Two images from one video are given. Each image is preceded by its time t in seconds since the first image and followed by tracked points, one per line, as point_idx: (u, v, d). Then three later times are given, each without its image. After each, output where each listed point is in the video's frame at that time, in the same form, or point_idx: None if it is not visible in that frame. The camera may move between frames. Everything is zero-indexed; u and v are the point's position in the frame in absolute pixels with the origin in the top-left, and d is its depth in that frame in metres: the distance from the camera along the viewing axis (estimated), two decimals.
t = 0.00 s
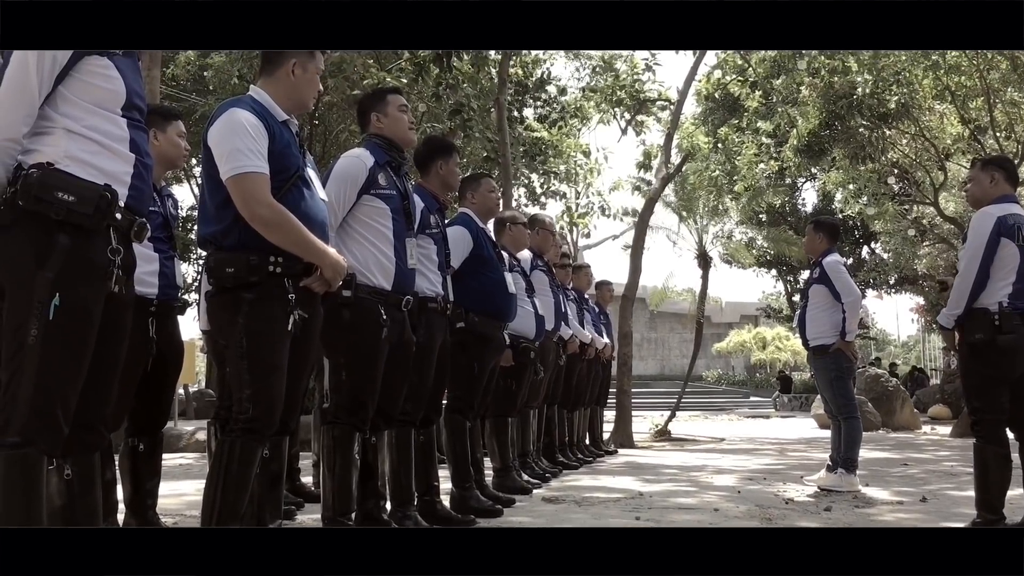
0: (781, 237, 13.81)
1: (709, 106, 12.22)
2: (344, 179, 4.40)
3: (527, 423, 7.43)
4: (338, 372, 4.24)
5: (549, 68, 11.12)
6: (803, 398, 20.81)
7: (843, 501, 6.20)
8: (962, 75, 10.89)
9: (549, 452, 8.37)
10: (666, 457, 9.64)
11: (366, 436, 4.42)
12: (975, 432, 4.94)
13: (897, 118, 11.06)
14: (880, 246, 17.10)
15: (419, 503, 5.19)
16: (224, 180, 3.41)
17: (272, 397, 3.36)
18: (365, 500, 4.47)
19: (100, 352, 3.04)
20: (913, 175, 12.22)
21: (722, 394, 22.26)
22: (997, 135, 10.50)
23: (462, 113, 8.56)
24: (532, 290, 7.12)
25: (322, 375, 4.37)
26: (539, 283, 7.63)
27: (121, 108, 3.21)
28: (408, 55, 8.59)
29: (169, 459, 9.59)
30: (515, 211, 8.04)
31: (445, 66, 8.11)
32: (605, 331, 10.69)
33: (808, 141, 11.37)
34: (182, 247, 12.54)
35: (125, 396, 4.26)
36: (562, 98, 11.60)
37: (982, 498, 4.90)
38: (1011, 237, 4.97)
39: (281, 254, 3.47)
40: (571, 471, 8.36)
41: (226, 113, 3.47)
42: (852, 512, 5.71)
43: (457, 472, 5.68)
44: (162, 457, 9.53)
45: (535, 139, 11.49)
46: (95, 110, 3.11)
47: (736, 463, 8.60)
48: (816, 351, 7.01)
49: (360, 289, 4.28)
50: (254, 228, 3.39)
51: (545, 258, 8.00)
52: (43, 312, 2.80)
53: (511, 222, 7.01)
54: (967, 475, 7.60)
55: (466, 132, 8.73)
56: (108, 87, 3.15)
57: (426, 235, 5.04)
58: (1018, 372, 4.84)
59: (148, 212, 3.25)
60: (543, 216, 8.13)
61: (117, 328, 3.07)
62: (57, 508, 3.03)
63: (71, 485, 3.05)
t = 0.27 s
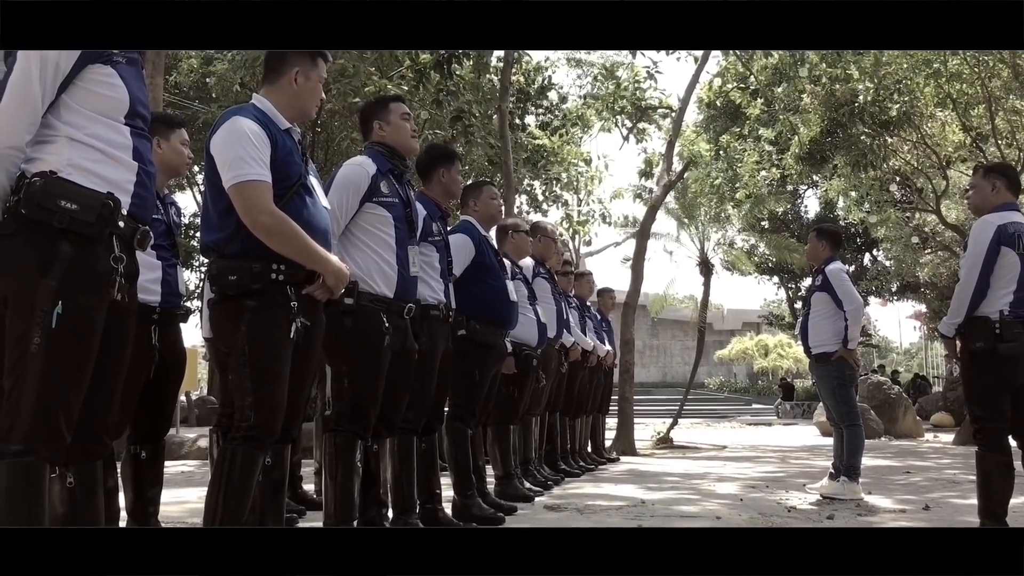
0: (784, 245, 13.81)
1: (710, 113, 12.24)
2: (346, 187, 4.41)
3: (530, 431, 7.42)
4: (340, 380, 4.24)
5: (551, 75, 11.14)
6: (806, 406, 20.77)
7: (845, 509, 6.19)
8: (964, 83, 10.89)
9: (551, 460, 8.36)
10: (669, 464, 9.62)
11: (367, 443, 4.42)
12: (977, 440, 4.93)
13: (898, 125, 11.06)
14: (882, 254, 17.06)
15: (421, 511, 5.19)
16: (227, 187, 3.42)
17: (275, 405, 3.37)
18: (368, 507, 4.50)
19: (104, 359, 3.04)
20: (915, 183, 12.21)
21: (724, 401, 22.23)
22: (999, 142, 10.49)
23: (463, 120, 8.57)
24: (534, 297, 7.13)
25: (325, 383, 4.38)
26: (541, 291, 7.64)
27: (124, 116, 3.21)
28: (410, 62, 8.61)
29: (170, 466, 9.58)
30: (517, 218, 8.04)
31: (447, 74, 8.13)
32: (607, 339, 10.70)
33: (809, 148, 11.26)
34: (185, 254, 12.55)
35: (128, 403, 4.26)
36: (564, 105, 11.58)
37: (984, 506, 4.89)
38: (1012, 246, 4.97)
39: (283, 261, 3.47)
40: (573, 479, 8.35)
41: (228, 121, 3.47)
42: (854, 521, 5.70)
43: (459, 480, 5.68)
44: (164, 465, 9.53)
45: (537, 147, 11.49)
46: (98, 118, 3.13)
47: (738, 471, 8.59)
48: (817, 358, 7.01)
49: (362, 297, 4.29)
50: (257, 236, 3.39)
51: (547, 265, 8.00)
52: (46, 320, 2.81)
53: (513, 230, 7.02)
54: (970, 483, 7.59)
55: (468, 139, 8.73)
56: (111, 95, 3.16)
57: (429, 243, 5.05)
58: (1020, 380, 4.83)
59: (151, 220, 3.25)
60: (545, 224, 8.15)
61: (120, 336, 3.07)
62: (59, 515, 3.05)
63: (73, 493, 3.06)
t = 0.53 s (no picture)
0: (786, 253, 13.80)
1: (712, 121, 12.24)
2: (348, 196, 4.41)
3: (532, 440, 7.41)
4: (342, 389, 4.24)
5: (552, 83, 11.14)
6: (808, 414, 20.70)
7: (848, 519, 6.18)
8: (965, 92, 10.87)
9: (553, 469, 8.35)
10: (671, 473, 9.61)
11: (370, 452, 4.42)
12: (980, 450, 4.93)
13: (901, 133, 10.94)
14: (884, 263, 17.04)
15: (423, 520, 5.18)
16: (230, 196, 3.43)
17: (279, 414, 3.37)
18: (370, 516, 4.49)
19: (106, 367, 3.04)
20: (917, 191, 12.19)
21: (727, 410, 22.20)
22: (1001, 151, 10.48)
23: (465, 128, 8.58)
24: (537, 306, 7.14)
25: (328, 391, 4.38)
26: (543, 299, 7.65)
27: (129, 124, 3.22)
28: (412, 71, 8.62)
29: (172, 475, 9.58)
30: (519, 227, 8.05)
31: (448, 83, 8.15)
32: (610, 347, 10.70)
33: (811, 156, 11.10)
34: (187, 262, 12.55)
35: (131, 412, 4.26)
36: (567, 114, 11.56)
37: (987, 516, 4.89)
38: (1013, 255, 4.99)
39: (285, 270, 3.48)
40: (575, 487, 8.34)
41: (231, 130, 3.48)
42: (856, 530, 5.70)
43: (461, 489, 5.67)
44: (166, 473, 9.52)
45: (538, 155, 11.50)
46: (102, 127, 3.14)
47: (740, 480, 8.58)
48: (819, 366, 7.01)
49: (364, 305, 4.30)
50: (259, 245, 3.40)
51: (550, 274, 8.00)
52: (49, 329, 2.82)
53: (516, 238, 7.03)
54: (974, 493, 7.57)
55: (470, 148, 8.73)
56: (115, 103, 3.17)
57: (431, 251, 5.06)
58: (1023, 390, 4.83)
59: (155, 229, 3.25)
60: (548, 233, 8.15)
61: (124, 345, 3.08)
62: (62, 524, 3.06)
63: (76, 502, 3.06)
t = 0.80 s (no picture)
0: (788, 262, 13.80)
1: (713, 131, 12.26)
2: (351, 206, 4.42)
3: (534, 449, 7.41)
4: (344, 399, 4.24)
5: (554, 92, 11.15)
6: (810, 422, 20.58)
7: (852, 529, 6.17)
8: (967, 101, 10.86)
9: (555, 478, 8.34)
10: (674, 483, 9.60)
11: (373, 463, 4.41)
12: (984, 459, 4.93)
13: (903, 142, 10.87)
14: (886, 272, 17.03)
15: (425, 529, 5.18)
16: (233, 207, 3.44)
17: (283, 425, 3.37)
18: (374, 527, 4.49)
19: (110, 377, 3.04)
20: (919, 200, 12.19)
21: (729, 419, 22.17)
22: (1002, 161, 10.46)
23: (466, 136, 8.58)
24: (539, 315, 7.15)
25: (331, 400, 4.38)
26: (546, 309, 7.65)
27: (132, 134, 3.23)
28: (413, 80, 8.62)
29: (175, 484, 9.57)
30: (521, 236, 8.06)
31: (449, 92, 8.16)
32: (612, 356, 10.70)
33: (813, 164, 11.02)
34: (190, 271, 12.56)
35: (134, 421, 4.26)
36: (569, 122, 11.55)
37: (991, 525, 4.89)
38: (1014, 264, 4.99)
39: (288, 281, 3.48)
40: (578, 497, 8.33)
41: (236, 140, 3.50)
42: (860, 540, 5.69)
43: (463, 498, 5.66)
44: (169, 482, 9.52)
45: (540, 163, 11.49)
46: (105, 136, 3.15)
47: (743, 490, 8.57)
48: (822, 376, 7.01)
49: (366, 315, 4.30)
50: (262, 255, 3.40)
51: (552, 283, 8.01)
52: (52, 340, 2.82)
53: (519, 248, 7.04)
54: (977, 503, 7.56)
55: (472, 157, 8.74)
56: (118, 114, 3.18)
57: (433, 261, 5.06)
58: None
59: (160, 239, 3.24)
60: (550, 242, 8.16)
61: (128, 355, 3.08)
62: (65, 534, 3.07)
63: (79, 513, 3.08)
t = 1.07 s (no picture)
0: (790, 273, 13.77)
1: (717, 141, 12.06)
2: (354, 217, 4.44)
3: (537, 460, 7.40)
4: (347, 409, 4.24)
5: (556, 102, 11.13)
6: (813, 434, 20.15)
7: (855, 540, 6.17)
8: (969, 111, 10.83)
9: (558, 489, 8.33)
10: (677, 493, 9.59)
11: (375, 474, 4.40)
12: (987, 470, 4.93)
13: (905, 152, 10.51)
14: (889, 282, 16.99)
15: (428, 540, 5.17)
16: (237, 218, 3.45)
17: (287, 436, 3.37)
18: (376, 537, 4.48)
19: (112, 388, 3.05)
20: (922, 211, 12.15)
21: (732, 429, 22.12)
22: (1004, 172, 10.42)
23: (467, 145, 8.57)
24: (541, 325, 7.16)
25: (333, 411, 4.38)
26: (549, 319, 7.65)
27: (133, 145, 3.23)
28: (415, 90, 8.61)
29: (177, 494, 9.56)
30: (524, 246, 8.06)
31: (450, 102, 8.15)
32: (614, 366, 10.70)
33: (815, 174, 10.69)
34: (193, 281, 12.57)
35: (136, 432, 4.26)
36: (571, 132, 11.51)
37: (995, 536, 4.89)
38: (1015, 275, 4.99)
39: (291, 291, 3.49)
40: (580, 507, 8.31)
41: (240, 151, 3.51)
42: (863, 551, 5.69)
43: (466, 509, 5.66)
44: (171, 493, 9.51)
45: (542, 173, 11.45)
46: (106, 147, 3.15)
47: (746, 500, 8.56)
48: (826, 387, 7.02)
49: (369, 326, 4.30)
50: (266, 266, 3.41)
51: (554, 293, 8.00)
52: (55, 351, 2.83)
53: (522, 258, 7.04)
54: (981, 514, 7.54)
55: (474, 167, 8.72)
56: (119, 126, 3.18)
57: (436, 271, 5.06)
58: None
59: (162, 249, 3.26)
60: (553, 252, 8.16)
61: (130, 366, 3.09)
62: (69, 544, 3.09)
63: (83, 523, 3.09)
